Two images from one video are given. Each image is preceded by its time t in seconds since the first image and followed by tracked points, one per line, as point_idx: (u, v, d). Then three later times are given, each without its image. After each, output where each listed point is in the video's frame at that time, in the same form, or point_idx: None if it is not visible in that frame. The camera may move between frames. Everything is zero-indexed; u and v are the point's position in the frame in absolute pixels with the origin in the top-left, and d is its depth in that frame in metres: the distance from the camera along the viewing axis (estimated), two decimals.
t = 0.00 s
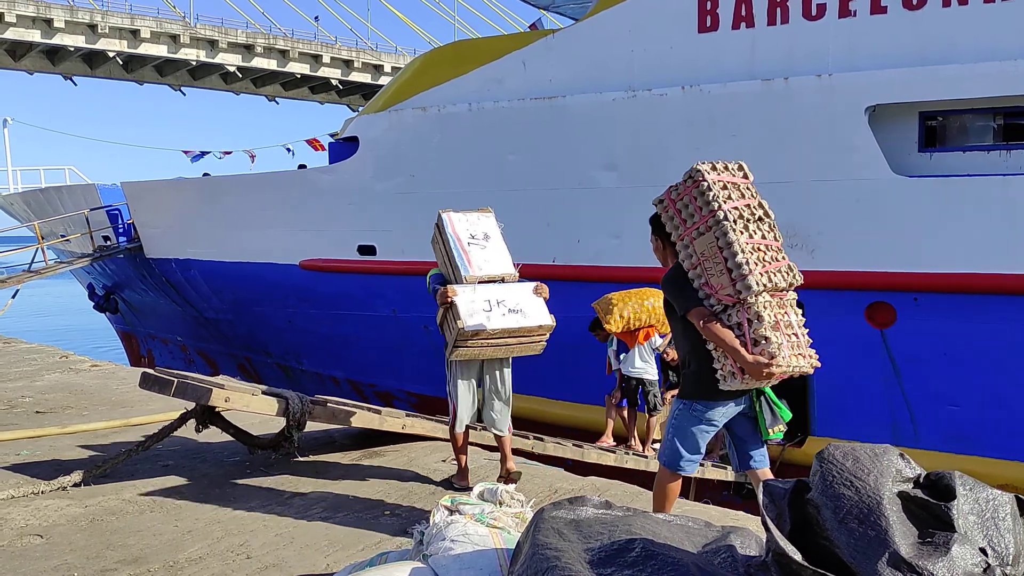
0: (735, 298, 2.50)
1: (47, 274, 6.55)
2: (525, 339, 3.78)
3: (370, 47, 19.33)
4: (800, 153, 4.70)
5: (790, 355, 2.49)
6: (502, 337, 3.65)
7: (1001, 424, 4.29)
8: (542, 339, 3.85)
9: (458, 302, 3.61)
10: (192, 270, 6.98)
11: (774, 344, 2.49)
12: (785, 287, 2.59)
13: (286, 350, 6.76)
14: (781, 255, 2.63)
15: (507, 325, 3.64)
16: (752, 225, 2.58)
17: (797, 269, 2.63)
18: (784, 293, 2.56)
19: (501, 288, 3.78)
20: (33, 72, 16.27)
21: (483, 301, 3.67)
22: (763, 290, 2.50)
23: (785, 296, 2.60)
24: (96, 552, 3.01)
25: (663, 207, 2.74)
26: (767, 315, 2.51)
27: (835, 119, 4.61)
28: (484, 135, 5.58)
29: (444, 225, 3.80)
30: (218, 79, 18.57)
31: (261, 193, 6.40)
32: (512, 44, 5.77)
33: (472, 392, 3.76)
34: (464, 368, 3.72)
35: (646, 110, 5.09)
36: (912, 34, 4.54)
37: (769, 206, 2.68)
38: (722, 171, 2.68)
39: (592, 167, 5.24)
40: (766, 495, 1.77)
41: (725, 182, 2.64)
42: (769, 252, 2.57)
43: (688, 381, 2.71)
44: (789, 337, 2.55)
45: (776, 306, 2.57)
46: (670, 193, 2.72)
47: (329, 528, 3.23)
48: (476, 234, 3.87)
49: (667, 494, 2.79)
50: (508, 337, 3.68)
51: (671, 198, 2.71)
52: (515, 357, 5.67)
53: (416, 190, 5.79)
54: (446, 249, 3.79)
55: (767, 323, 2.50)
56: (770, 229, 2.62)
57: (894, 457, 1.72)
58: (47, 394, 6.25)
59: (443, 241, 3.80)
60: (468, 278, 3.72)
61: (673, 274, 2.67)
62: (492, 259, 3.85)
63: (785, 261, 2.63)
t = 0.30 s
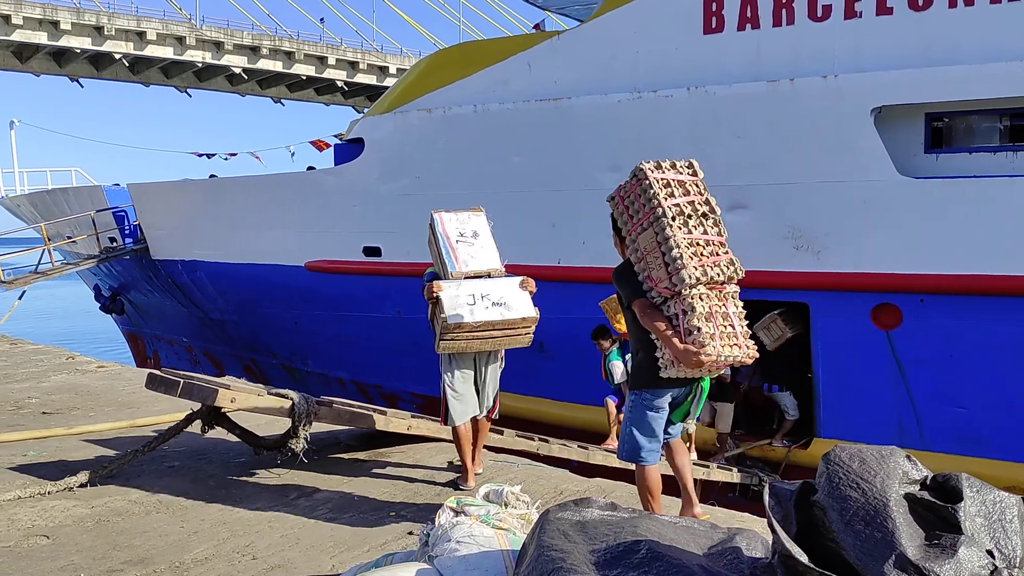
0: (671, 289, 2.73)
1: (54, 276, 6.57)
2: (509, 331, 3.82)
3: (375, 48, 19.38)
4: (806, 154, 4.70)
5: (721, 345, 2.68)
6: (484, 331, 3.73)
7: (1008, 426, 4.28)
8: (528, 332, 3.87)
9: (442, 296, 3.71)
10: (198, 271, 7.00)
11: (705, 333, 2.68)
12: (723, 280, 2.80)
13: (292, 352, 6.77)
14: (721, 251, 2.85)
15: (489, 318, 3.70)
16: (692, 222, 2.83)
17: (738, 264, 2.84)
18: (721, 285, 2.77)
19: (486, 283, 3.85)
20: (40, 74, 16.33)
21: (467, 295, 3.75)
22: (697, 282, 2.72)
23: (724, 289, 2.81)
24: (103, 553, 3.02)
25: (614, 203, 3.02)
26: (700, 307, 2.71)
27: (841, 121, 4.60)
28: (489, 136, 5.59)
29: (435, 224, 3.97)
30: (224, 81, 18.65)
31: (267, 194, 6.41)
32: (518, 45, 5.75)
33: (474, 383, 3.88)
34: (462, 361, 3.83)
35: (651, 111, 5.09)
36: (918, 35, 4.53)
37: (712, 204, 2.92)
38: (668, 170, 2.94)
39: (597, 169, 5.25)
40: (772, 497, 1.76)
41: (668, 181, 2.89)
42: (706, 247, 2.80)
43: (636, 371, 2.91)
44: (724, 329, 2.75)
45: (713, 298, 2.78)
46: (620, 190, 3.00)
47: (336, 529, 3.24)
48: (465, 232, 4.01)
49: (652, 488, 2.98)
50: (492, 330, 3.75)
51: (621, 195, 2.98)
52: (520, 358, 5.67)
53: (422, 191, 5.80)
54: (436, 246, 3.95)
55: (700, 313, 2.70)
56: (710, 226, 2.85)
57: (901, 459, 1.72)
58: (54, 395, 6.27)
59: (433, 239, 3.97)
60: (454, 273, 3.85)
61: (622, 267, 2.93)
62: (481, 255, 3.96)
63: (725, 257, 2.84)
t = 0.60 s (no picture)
0: (639, 293, 2.90)
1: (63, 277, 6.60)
2: (506, 331, 3.85)
3: (382, 50, 19.42)
4: (814, 156, 4.68)
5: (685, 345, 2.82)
6: (481, 331, 3.79)
7: (1017, 429, 4.25)
8: (525, 331, 3.91)
9: (442, 296, 3.75)
10: (205, 273, 7.03)
11: (670, 334, 2.83)
12: (690, 284, 2.95)
13: (299, 353, 6.79)
14: (688, 256, 3.02)
15: (486, 318, 3.74)
16: (660, 229, 2.99)
17: (705, 268, 3.00)
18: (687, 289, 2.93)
19: (485, 283, 3.88)
20: (49, 76, 16.41)
21: (466, 295, 3.79)
22: (664, 286, 2.87)
23: (691, 292, 2.97)
24: (112, 553, 3.03)
25: (590, 212, 3.20)
26: (667, 309, 2.86)
27: (849, 122, 4.59)
28: (495, 138, 5.60)
29: (437, 227, 4.02)
30: (231, 83, 18.75)
31: (275, 196, 6.42)
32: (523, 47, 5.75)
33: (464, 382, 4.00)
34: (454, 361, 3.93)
35: (658, 113, 5.08)
36: (925, 36, 4.52)
37: (681, 211, 3.08)
38: (638, 179, 3.11)
39: (603, 171, 5.25)
40: (780, 499, 1.76)
41: (637, 190, 3.06)
42: (673, 253, 2.95)
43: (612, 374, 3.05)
44: (689, 331, 2.90)
45: (680, 301, 2.93)
46: (595, 199, 3.18)
47: (343, 530, 3.24)
48: (466, 235, 4.05)
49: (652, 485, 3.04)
50: (489, 329, 3.79)
51: (595, 204, 3.17)
52: (526, 360, 5.67)
53: (428, 193, 5.81)
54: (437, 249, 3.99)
55: (666, 315, 2.85)
56: (677, 232, 3.02)
57: (910, 461, 1.72)
58: (63, 396, 6.31)
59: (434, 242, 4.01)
60: (454, 274, 3.87)
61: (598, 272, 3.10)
62: (481, 256, 4.00)
63: (692, 261, 3.01)
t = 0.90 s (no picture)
0: (617, 290, 2.95)
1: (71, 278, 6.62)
2: (496, 332, 3.90)
3: (388, 52, 19.45)
4: (820, 158, 4.67)
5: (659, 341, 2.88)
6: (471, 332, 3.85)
7: None
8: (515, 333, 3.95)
9: (432, 296, 3.83)
10: (212, 274, 7.05)
11: (644, 330, 2.89)
12: (666, 283, 2.99)
13: (306, 354, 6.80)
14: (666, 255, 3.03)
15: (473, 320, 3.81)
16: (640, 229, 3.02)
17: (683, 267, 3.03)
18: (663, 287, 2.96)
19: (477, 285, 3.94)
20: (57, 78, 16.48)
21: (456, 296, 3.85)
22: (640, 284, 2.92)
23: (668, 290, 3.01)
24: (119, 554, 3.04)
25: (575, 211, 3.22)
26: (643, 306, 2.92)
27: (856, 123, 4.57)
28: (501, 140, 5.60)
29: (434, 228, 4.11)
30: (237, 85, 18.82)
31: (281, 197, 6.44)
32: (529, 48, 5.76)
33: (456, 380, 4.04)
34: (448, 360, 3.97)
35: (664, 114, 5.08)
36: (932, 38, 4.52)
37: (661, 212, 3.09)
38: (621, 181, 3.12)
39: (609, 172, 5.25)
40: (788, 501, 1.76)
41: (620, 191, 3.07)
42: (650, 252, 2.98)
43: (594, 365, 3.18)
44: (664, 327, 2.94)
45: (656, 298, 2.97)
46: (580, 198, 3.19)
47: (349, 531, 3.25)
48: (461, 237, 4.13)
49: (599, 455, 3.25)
50: (477, 330, 3.85)
51: (580, 203, 3.18)
52: (532, 361, 5.67)
53: (434, 195, 5.82)
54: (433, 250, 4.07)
55: (642, 313, 2.91)
56: (656, 233, 3.03)
57: (918, 464, 1.71)
58: (70, 397, 6.34)
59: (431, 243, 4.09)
60: (447, 275, 3.96)
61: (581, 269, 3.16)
62: (474, 259, 4.07)
63: (670, 260, 3.03)
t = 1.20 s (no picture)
0: (593, 289, 2.97)
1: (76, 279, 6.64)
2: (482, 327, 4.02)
3: (391, 52, 19.48)
4: (823, 158, 4.66)
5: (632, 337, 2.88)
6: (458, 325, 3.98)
7: None
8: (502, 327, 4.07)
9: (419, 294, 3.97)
10: (216, 274, 7.06)
11: (617, 327, 2.90)
12: (641, 281, 2.98)
13: (310, 355, 6.80)
14: (642, 255, 3.02)
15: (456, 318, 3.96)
16: (615, 230, 3.00)
17: (658, 265, 3.01)
18: (638, 286, 2.96)
19: (463, 282, 4.05)
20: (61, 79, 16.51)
21: (442, 293, 3.98)
22: (615, 282, 2.93)
23: (643, 288, 3.00)
24: (123, 554, 3.05)
25: (557, 214, 3.22)
26: (618, 304, 2.92)
27: (859, 123, 4.56)
28: (504, 140, 5.61)
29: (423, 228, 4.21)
30: (241, 85, 18.88)
31: (285, 198, 6.45)
32: (532, 48, 5.75)
33: (456, 377, 4.16)
34: (442, 356, 4.11)
35: (668, 114, 5.08)
36: (937, 38, 4.51)
37: (638, 213, 3.06)
38: (598, 184, 3.09)
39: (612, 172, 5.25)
40: (792, 502, 1.76)
41: (597, 194, 3.04)
42: (626, 251, 2.97)
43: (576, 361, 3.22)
44: (638, 324, 2.95)
45: (631, 297, 2.97)
46: (561, 201, 3.19)
47: (352, 531, 3.25)
48: (449, 235, 4.19)
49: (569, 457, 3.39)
50: (463, 326, 3.99)
51: (560, 206, 3.18)
52: (534, 361, 5.67)
53: (437, 195, 5.83)
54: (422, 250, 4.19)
55: (616, 310, 2.91)
56: (632, 233, 3.01)
57: (922, 465, 1.71)
58: (74, 397, 6.35)
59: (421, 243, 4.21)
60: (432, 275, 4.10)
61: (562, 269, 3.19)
62: (460, 256, 4.15)
63: (645, 260, 3.01)
